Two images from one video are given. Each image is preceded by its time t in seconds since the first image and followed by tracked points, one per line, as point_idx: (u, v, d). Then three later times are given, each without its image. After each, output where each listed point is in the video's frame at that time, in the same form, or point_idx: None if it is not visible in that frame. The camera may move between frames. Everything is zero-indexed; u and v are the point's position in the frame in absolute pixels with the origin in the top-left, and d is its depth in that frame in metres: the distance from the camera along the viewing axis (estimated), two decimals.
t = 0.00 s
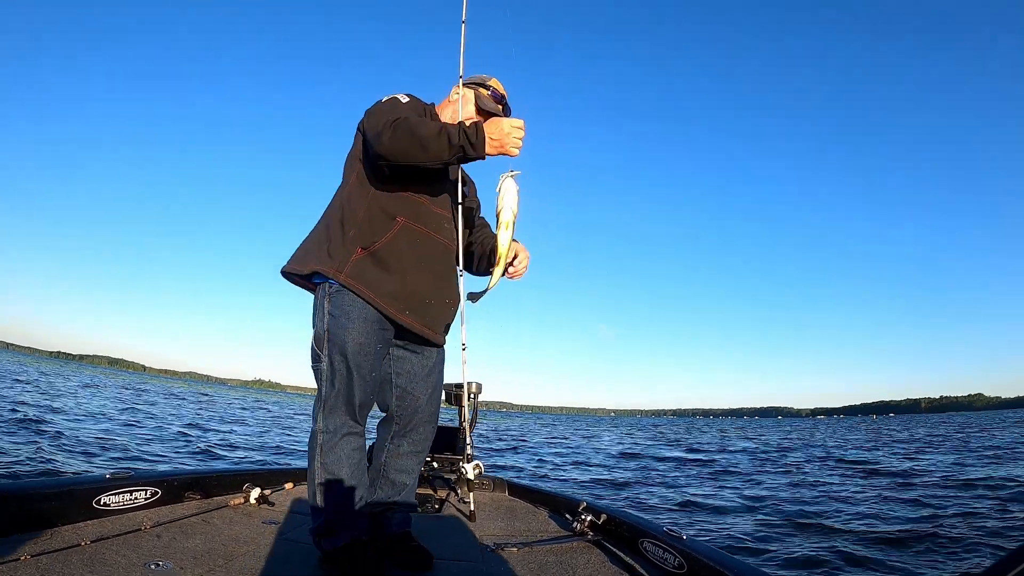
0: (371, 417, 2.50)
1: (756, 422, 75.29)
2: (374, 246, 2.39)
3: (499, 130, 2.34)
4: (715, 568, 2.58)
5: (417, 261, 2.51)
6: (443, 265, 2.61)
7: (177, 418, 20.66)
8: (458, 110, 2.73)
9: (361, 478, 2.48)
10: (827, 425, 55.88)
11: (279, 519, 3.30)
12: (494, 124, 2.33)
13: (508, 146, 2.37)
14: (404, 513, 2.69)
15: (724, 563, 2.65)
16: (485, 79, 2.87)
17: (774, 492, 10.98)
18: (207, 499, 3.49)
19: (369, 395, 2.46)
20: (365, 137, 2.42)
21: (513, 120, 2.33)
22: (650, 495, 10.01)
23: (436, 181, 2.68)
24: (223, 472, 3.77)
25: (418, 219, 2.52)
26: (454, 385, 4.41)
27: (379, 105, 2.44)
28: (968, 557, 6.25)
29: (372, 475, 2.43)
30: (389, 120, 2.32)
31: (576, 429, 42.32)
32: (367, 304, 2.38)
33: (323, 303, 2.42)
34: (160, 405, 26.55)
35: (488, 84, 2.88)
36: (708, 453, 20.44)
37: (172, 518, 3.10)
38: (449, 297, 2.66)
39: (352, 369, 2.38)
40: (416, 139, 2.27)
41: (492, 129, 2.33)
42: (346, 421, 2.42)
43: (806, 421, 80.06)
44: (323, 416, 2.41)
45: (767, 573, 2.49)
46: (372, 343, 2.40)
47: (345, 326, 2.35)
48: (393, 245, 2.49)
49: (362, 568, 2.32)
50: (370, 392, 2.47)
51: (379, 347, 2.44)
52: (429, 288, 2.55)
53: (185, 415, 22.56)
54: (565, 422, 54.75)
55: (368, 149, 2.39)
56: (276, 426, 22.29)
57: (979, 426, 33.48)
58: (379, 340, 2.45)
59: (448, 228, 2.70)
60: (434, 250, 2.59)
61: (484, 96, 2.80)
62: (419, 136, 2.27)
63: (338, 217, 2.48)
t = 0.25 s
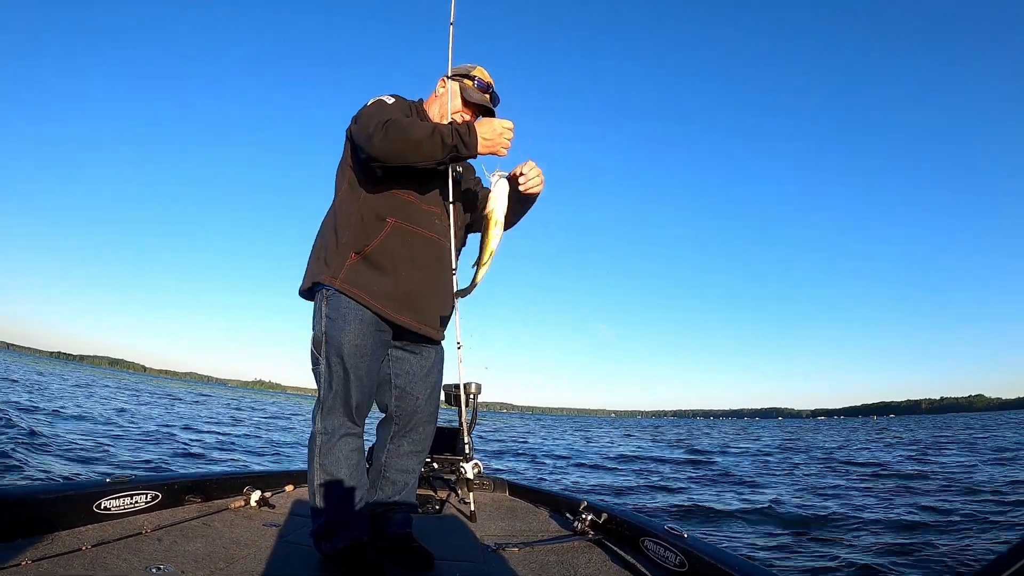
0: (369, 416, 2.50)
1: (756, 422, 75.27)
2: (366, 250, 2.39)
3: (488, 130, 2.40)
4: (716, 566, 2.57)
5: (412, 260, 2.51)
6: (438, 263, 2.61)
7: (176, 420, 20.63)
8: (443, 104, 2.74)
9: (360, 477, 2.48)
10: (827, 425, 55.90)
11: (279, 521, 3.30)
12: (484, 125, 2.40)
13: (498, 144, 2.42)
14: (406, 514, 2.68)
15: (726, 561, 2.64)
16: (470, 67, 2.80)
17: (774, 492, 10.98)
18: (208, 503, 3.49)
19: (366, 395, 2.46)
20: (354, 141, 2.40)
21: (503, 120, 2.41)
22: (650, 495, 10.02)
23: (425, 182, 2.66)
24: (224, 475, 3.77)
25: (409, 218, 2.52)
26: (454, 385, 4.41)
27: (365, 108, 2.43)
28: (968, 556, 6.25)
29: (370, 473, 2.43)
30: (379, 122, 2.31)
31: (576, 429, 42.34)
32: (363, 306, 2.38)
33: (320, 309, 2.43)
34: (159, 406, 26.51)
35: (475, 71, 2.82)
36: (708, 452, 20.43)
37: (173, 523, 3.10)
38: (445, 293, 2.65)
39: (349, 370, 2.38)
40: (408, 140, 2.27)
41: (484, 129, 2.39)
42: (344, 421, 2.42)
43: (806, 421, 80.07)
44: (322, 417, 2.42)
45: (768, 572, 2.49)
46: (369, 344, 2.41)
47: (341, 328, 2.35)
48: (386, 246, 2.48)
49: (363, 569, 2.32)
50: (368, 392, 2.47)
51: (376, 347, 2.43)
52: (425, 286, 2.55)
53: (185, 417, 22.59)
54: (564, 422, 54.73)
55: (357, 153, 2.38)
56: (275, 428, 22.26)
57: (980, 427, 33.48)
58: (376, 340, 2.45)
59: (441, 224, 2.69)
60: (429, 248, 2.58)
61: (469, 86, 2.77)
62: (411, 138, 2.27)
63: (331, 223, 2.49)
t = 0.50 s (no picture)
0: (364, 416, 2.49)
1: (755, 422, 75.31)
2: (351, 252, 2.39)
3: (477, 129, 2.37)
4: (717, 565, 2.57)
5: (400, 259, 2.50)
6: (426, 260, 2.60)
7: (175, 421, 20.66)
8: (431, 101, 2.73)
9: (357, 478, 2.46)
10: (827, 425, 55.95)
11: (280, 522, 3.30)
12: (473, 122, 2.36)
13: (487, 138, 2.37)
14: (405, 516, 2.66)
15: (725, 560, 2.65)
16: (454, 61, 2.78)
17: (773, 491, 11.01)
18: (208, 504, 3.49)
19: (359, 394, 2.46)
20: (342, 144, 2.42)
21: (491, 119, 2.37)
22: (649, 495, 10.05)
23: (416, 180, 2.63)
24: (223, 476, 3.77)
25: (393, 216, 2.51)
26: (454, 386, 4.41)
27: (352, 111, 2.44)
28: (965, 556, 6.27)
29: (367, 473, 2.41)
30: (365, 125, 2.32)
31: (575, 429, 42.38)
32: (350, 307, 2.38)
33: (314, 314, 2.45)
34: (158, 407, 26.54)
35: (461, 65, 2.79)
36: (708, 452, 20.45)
37: (174, 524, 3.10)
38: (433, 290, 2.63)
39: (341, 369, 2.38)
40: (394, 142, 2.27)
41: (472, 127, 2.36)
42: (339, 421, 2.41)
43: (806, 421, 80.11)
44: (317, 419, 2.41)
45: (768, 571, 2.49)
46: (359, 344, 2.40)
47: (331, 329, 2.36)
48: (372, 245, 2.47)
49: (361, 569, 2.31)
50: (360, 391, 2.46)
51: (367, 346, 2.43)
52: (414, 283, 2.54)
53: (185, 417, 22.65)
54: (563, 422, 54.75)
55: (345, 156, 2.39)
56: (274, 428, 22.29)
57: (981, 427, 33.53)
58: (367, 339, 2.44)
59: (433, 222, 2.67)
60: (416, 246, 2.58)
61: (456, 80, 2.75)
62: (397, 139, 2.27)
63: (323, 228, 2.51)
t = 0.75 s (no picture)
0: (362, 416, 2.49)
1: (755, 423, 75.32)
2: (346, 254, 2.40)
3: (466, 136, 2.37)
4: (716, 567, 2.58)
5: (395, 260, 2.50)
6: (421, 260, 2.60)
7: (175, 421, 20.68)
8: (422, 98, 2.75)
9: (355, 477, 2.46)
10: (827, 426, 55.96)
11: (279, 522, 3.30)
12: (462, 131, 2.37)
13: (477, 147, 2.38)
14: (404, 516, 2.66)
15: (725, 562, 2.65)
16: (442, 56, 2.78)
17: (772, 492, 11.02)
18: (207, 503, 3.50)
19: (356, 395, 2.46)
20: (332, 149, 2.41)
21: (482, 126, 2.38)
22: (649, 496, 10.05)
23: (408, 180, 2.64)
24: (222, 475, 3.77)
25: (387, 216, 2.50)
26: (453, 386, 4.41)
27: (343, 115, 2.44)
28: (965, 557, 6.28)
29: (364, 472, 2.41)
30: (355, 129, 2.32)
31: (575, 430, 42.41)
32: (347, 309, 2.39)
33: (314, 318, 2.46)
34: (158, 407, 26.55)
35: (449, 59, 2.78)
36: (708, 453, 20.46)
37: (173, 523, 3.10)
38: (430, 290, 2.64)
39: (337, 369, 2.39)
40: (384, 147, 2.27)
41: (461, 133, 2.36)
42: (336, 421, 2.41)
43: (807, 422, 80.24)
44: (315, 419, 2.42)
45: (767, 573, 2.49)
46: (355, 345, 2.41)
47: (327, 330, 2.37)
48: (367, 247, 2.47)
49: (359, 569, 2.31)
50: (358, 391, 2.47)
51: (365, 347, 2.43)
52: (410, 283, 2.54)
53: (185, 417, 22.64)
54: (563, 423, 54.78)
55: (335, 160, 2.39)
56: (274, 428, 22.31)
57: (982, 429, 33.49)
58: (365, 340, 2.45)
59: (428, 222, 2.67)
60: (411, 246, 2.58)
61: (445, 75, 2.74)
62: (387, 144, 2.28)
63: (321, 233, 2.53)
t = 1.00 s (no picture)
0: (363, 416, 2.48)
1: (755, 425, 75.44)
2: (353, 248, 2.39)
3: (466, 120, 2.35)
4: (714, 570, 2.58)
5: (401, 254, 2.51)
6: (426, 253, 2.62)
7: (175, 420, 20.69)
8: (419, 93, 2.75)
9: (356, 479, 2.45)
10: (825, 428, 56.05)
11: (277, 520, 3.30)
12: (463, 113, 2.36)
13: (477, 132, 2.36)
14: (401, 515, 2.67)
15: (723, 565, 2.65)
16: (438, 51, 2.77)
17: (771, 495, 11.03)
18: (205, 501, 3.49)
19: (360, 394, 2.45)
20: (333, 142, 2.42)
21: (484, 111, 2.37)
22: (649, 498, 10.05)
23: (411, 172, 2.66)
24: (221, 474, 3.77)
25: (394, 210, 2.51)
26: (452, 386, 4.41)
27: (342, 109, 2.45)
28: (964, 559, 6.29)
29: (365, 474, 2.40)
30: (356, 118, 2.34)
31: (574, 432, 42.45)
32: (353, 305, 2.38)
33: (316, 313, 2.44)
34: (158, 407, 26.56)
35: (445, 54, 2.79)
36: (706, 454, 20.48)
37: (170, 520, 3.09)
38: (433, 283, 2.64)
39: (342, 369, 2.37)
40: (386, 133, 2.29)
41: (461, 117, 2.35)
42: (337, 422, 2.40)
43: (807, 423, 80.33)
44: (315, 418, 2.40)
45: None
46: (361, 344, 2.40)
47: (333, 329, 2.35)
48: (374, 242, 2.48)
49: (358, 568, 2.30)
50: (361, 391, 2.46)
51: (368, 347, 2.43)
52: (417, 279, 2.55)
53: (184, 417, 22.65)
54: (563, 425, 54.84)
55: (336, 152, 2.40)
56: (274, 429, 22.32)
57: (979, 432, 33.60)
58: (369, 340, 2.44)
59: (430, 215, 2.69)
60: (415, 241, 2.59)
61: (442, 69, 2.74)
62: (389, 129, 2.29)
63: (325, 230, 2.52)
